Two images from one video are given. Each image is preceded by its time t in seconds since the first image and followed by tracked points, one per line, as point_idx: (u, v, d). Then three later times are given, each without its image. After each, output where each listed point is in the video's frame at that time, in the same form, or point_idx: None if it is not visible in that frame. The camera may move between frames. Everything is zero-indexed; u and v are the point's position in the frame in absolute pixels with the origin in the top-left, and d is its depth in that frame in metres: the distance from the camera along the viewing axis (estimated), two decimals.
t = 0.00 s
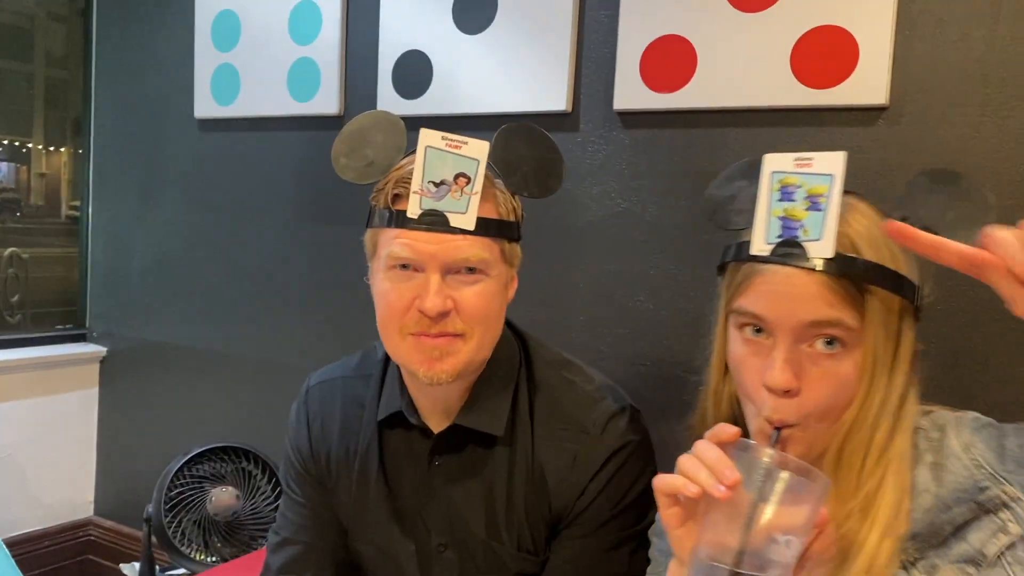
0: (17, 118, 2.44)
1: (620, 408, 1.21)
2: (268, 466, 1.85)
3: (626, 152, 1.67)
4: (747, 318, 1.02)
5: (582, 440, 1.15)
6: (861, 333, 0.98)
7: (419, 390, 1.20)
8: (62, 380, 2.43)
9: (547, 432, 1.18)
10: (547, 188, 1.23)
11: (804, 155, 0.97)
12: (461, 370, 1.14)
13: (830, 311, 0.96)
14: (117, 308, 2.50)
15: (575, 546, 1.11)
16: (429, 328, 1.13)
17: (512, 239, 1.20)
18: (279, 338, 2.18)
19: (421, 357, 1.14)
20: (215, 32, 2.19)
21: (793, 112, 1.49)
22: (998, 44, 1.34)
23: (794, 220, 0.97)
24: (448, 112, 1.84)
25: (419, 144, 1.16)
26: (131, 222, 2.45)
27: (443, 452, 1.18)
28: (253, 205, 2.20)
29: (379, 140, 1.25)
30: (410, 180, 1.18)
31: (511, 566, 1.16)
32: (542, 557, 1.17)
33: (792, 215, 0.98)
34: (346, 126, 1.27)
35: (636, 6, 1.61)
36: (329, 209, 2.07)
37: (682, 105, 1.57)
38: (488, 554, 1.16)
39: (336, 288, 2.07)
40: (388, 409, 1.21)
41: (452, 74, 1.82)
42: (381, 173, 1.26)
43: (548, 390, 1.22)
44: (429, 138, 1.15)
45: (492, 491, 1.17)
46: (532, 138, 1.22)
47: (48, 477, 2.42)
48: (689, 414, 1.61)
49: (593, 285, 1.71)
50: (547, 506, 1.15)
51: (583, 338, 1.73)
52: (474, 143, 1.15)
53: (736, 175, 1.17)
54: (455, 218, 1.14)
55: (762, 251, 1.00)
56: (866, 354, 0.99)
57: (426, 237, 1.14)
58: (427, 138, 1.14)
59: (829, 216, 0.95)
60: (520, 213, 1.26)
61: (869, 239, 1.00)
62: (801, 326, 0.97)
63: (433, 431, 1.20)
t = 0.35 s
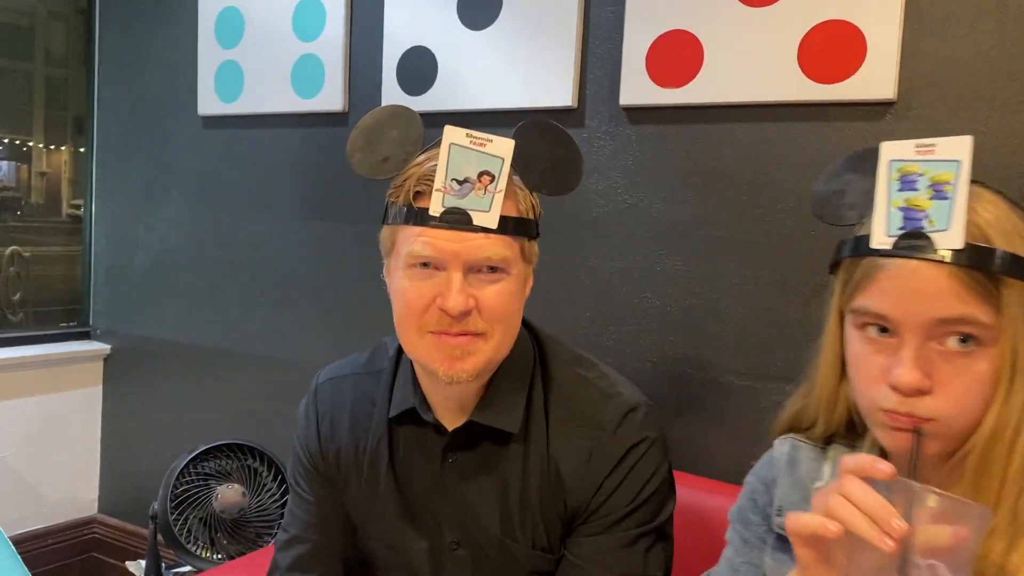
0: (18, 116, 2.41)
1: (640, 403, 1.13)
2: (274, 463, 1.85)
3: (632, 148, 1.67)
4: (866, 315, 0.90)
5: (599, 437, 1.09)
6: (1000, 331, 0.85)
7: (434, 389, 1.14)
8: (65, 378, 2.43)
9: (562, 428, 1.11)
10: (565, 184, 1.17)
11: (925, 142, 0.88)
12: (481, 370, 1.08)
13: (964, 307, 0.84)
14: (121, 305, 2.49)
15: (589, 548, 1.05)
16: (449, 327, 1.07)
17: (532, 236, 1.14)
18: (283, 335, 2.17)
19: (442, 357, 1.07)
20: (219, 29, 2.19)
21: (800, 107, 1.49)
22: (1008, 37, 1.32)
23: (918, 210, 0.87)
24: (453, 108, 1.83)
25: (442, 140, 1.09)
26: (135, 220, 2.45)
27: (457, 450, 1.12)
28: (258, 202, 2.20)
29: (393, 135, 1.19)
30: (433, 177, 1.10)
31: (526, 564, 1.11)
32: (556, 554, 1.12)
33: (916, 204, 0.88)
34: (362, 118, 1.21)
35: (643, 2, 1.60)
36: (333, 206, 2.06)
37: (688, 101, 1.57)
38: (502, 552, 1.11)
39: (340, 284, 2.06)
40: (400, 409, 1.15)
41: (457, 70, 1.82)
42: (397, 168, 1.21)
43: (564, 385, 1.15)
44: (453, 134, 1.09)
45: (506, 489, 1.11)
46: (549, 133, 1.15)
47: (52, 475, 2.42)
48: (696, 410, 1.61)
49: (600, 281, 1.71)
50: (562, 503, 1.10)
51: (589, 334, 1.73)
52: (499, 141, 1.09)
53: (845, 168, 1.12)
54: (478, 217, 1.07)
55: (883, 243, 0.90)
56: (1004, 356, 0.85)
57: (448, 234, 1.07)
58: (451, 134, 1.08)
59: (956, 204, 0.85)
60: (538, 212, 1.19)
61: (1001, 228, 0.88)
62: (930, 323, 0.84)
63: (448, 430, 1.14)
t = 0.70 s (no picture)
0: (18, 123, 2.40)
1: (650, 401, 1.12)
2: (279, 466, 1.84)
3: (636, 144, 1.65)
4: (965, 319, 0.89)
5: (608, 436, 1.08)
6: None
7: (442, 390, 1.13)
8: (68, 384, 2.41)
9: (572, 428, 1.10)
10: (573, 181, 1.15)
11: None
12: (491, 370, 1.06)
13: None
14: (124, 310, 2.48)
15: (602, 549, 1.03)
16: (458, 328, 1.06)
17: (539, 235, 1.12)
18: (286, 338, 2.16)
19: (450, 358, 1.06)
20: (219, 31, 2.18)
21: (806, 101, 1.47)
22: (1016, 27, 1.31)
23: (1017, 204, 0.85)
24: (455, 108, 1.82)
25: (449, 139, 1.09)
26: (137, 224, 2.44)
27: (465, 451, 1.11)
28: (260, 205, 2.19)
29: (397, 134, 1.17)
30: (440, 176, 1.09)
31: (538, 566, 1.09)
32: (569, 556, 1.10)
33: (1013, 198, 0.86)
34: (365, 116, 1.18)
35: None
36: (336, 207, 2.05)
37: (692, 97, 1.56)
38: (513, 554, 1.09)
39: (343, 286, 2.05)
40: (406, 410, 1.13)
41: (459, 70, 1.81)
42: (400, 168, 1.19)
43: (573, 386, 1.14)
44: (459, 133, 1.08)
45: (516, 490, 1.09)
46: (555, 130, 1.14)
47: (56, 482, 2.41)
48: (703, 409, 1.59)
49: (605, 279, 1.69)
50: (573, 504, 1.08)
51: (594, 333, 1.71)
52: (505, 138, 1.08)
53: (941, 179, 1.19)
54: (485, 216, 1.05)
55: (980, 240, 0.88)
56: None
57: (454, 234, 1.05)
58: (457, 132, 1.07)
59: None
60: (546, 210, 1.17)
61: None
62: None
63: (455, 431, 1.13)
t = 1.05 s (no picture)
0: (20, 128, 2.40)
1: (658, 412, 1.11)
2: (283, 473, 1.82)
3: (639, 149, 1.64)
4: (987, 330, 0.90)
5: (616, 449, 1.06)
6: None
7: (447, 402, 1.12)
8: (71, 390, 2.41)
9: (579, 441, 1.09)
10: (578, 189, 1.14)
11: None
12: (497, 384, 1.06)
13: None
14: (126, 317, 2.48)
15: (612, 562, 1.02)
16: (463, 341, 1.05)
17: (545, 245, 1.11)
18: (290, 344, 2.15)
19: (456, 372, 1.06)
20: (220, 37, 2.17)
21: (809, 106, 1.46)
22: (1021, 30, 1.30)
23: None
24: (456, 113, 1.81)
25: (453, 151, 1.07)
26: (139, 230, 2.43)
27: (471, 464, 1.10)
28: (262, 211, 2.18)
29: (399, 144, 1.16)
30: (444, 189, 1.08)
31: None
32: (577, 568, 1.10)
33: None
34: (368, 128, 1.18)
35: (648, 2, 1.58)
36: (338, 213, 2.04)
37: (694, 101, 1.55)
38: (521, 567, 1.08)
39: (346, 293, 2.04)
40: (411, 422, 1.13)
41: (460, 75, 1.80)
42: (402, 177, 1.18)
43: (580, 399, 1.12)
44: (465, 145, 1.06)
45: (523, 503, 1.09)
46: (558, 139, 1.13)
47: (59, 489, 2.40)
48: (709, 414, 1.58)
49: (609, 285, 1.68)
50: (581, 517, 1.07)
51: (599, 339, 1.70)
52: (511, 150, 1.06)
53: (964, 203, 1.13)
54: (491, 228, 1.05)
55: (1002, 249, 0.91)
56: None
57: (460, 247, 1.05)
58: (463, 144, 1.06)
59: None
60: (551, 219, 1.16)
61: None
62: None
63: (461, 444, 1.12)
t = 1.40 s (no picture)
0: (24, 120, 2.38)
1: (675, 417, 1.09)
2: (287, 472, 1.81)
3: (650, 147, 1.62)
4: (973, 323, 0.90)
5: (632, 455, 1.05)
6: None
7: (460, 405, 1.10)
8: (73, 384, 2.39)
9: (594, 446, 1.07)
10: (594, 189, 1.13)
11: None
12: (514, 388, 1.04)
13: None
14: (130, 312, 2.46)
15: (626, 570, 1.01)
16: (479, 344, 1.04)
17: (562, 246, 1.09)
18: (294, 342, 2.14)
19: (471, 375, 1.04)
20: (226, 30, 2.15)
21: (825, 105, 1.44)
22: None
23: None
24: (464, 109, 1.79)
25: (472, 150, 1.06)
26: (143, 224, 2.41)
27: (483, 469, 1.08)
28: (267, 206, 2.16)
29: (415, 142, 1.14)
30: (460, 188, 1.06)
31: None
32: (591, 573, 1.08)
33: None
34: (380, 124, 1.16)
35: None
36: (344, 210, 2.03)
37: (708, 99, 1.52)
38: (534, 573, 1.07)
39: (351, 290, 2.03)
40: (423, 425, 1.10)
41: (469, 70, 1.78)
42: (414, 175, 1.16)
43: (595, 403, 1.10)
44: (483, 144, 1.05)
45: (536, 510, 1.07)
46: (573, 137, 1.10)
47: (61, 484, 2.39)
48: (720, 416, 1.56)
49: (619, 284, 1.66)
50: (596, 522, 1.06)
51: (608, 339, 1.68)
52: (531, 149, 1.05)
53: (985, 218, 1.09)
54: (509, 230, 1.03)
55: (991, 245, 0.90)
56: None
57: (477, 248, 1.03)
58: (481, 144, 1.05)
59: None
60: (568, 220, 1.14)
61: None
62: None
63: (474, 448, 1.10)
